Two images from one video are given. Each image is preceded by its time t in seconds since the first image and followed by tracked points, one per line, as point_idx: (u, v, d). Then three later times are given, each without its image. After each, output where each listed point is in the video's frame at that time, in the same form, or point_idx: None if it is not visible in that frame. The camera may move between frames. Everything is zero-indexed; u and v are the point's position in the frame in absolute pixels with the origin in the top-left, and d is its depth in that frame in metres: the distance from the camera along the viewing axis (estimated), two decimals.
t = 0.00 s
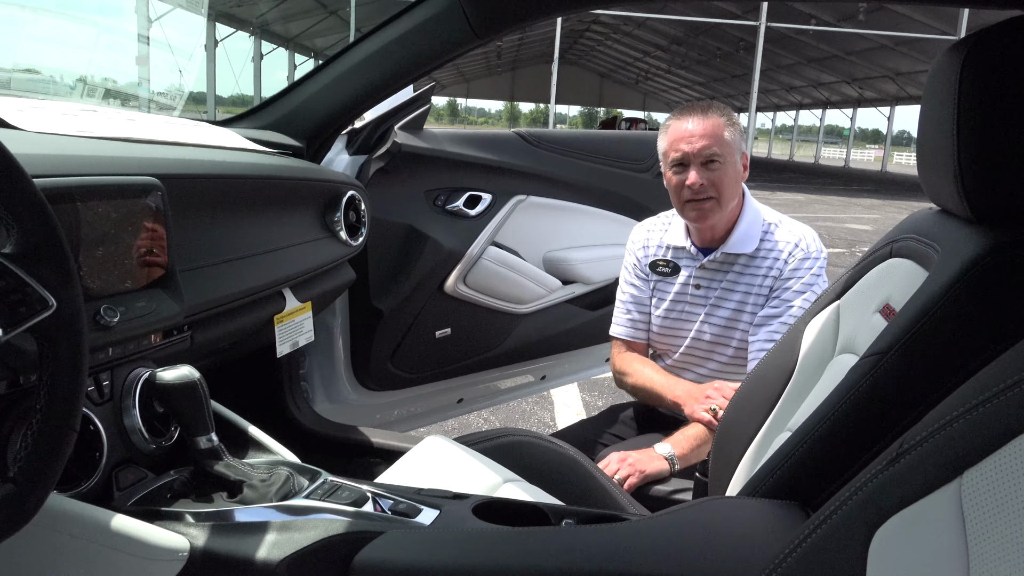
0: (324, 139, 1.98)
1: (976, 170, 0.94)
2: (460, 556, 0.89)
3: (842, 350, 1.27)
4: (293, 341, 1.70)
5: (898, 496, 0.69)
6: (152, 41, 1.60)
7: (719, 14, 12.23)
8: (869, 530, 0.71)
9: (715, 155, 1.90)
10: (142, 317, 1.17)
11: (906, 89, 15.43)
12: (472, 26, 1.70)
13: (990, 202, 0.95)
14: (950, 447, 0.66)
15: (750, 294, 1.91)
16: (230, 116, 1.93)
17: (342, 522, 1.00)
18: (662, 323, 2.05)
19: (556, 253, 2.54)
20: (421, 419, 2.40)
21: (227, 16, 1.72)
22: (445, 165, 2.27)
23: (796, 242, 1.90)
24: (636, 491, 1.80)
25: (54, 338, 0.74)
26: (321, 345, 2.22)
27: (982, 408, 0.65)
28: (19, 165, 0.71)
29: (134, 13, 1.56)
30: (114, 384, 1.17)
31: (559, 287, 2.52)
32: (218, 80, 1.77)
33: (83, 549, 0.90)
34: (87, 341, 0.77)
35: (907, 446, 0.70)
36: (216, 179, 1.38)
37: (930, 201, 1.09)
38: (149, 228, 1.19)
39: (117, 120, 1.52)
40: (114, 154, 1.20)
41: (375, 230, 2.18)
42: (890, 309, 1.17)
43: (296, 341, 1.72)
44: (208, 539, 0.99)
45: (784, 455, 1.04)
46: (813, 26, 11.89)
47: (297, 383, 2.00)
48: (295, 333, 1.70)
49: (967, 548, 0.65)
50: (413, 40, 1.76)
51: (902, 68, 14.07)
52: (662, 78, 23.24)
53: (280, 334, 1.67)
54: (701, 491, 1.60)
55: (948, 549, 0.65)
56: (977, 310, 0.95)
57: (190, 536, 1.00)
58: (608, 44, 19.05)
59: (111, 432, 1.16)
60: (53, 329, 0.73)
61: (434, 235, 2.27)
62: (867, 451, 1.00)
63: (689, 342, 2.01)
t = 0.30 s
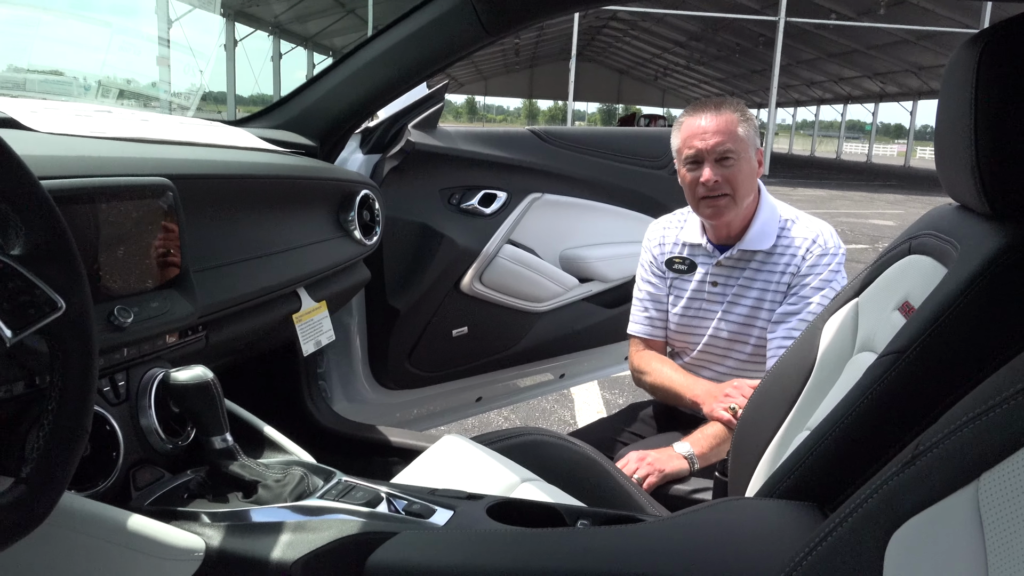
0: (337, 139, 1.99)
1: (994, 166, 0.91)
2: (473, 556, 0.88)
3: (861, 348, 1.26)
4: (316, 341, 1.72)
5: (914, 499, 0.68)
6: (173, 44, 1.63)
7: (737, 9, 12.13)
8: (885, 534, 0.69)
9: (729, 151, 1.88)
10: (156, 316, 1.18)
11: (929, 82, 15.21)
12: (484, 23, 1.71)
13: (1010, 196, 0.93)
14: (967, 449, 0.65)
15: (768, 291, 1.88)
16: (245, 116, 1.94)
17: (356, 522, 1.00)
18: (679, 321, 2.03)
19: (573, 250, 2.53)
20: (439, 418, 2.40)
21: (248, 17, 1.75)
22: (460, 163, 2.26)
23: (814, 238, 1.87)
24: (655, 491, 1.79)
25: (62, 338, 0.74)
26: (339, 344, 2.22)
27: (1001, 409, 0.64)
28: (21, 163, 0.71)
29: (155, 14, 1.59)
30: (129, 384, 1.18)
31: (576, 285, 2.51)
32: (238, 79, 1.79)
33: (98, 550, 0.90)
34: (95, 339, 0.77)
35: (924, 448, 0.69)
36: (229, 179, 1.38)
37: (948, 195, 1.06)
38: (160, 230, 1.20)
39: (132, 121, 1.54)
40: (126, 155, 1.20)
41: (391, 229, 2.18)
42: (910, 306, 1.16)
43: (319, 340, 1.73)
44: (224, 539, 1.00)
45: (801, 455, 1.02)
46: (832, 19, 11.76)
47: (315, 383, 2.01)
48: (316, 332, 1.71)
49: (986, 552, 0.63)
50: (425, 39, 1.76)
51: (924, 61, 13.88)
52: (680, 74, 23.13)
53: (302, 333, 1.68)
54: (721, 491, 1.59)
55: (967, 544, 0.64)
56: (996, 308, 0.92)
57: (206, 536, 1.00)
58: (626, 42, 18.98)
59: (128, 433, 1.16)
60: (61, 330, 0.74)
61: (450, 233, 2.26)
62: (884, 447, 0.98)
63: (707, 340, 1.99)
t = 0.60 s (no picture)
0: (409, 133, 2.02)
1: None
2: (541, 541, 0.87)
3: (951, 339, 1.14)
4: (381, 331, 1.73)
5: (1005, 489, 0.63)
6: (253, 45, 1.67)
7: None
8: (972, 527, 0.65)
9: (807, 138, 1.79)
10: (235, 303, 1.21)
11: None
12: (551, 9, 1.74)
13: None
14: None
15: (850, 281, 1.80)
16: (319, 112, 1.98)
17: (426, 506, 1.00)
18: (757, 313, 1.97)
19: (646, 242, 2.48)
20: (512, 411, 2.40)
21: (327, 23, 1.77)
22: (531, 155, 2.25)
23: (899, 226, 1.78)
24: (731, 486, 1.74)
25: (143, 317, 0.77)
26: (412, 336, 2.25)
27: None
28: (103, 147, 0.75)
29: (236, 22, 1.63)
30: (210, 369, 1.22)
31: (650, 277, 2.47)
32: (316, 83, 1.85)
33: (172, 523, 0.95)
34: (175, 322, 0.79)
35: (1015, 436, 0.64)
36: (304, 172, 1.41)
37: None
38: (237, 219, 1.23)
39: (212, 117, 1.60)
40: (205, 149, 1.25)
41: (462, 222, 2.19)
42: (1002, 294, 1.02)
43: (384, 330, 1.75)
44: (298, 518, 1.01)
45: (884, 448, 0.88)
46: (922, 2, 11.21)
47: (389, 373, 2.04)
48: (383, 322, 1.73)
49: None
50: (495, 29, 1.80)
51: None
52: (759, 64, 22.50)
53: (369, 324, 1.69)
54: (800, 486, 1.53)
55: None
56: None
57: (280, 515, 1.02)
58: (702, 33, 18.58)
59: (208, 416, 1.21)
60: (142, 311, 0.76)
61: (522, 225, 2.25)
62: (978, 437, 0.80)
63: (785, 332, 1.92)
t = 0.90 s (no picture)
0: (453, 126, 2.02)
1: None
2: (577, 539, 0.85)
3: (1006, 341, 1.05)
4: (425, 324, 1.72)
5: None
6: (305, 40, 1.71)
7: None
8: None
9: (861, 135, 1.72)
10: (276, 293, 1.22)
11: None
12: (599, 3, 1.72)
13: None
14: None
15: (902, 281, 1.74)
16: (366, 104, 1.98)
17: (460, 501, 0.99)
18: (802, 312, 1.91)
19: (691, 240, 2.43)
20: (550, 408, 2.38)
21: (378, 21, 1.80)
22: (575, 150, 2.23)
23: (955, 224, 1.70)
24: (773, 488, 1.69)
25: (182, 304, 0.77)
26: (452, 330, 2.25)
27: None
28: (150, 135, 0.75)
29: (289, 18, 1.68)
30: (250, 358, 1.22)
31: (694, 275, 2.42)
32: (366, 81, 1.89)
33: (210, 512, 0.96)
34: (215, 311, 0.79)
35: None
36: (346, 163, 1.41)
37: None
38: (282, 210, 1.24)
39: (259, 109, 1.63)
40: (250, 139, 1.25)
41: (505, 216, 2.17)
42: None
43: (428, 325, 1.74)
44: (332, 510, 1.01)
45: (935, 453, 0.82)
46: None
47: (428, 367, 2.04)
48: (426, 315, 1.72)
49: None
50: (540, 23, 1.78)
51: None
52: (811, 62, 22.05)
53: (412, 317, 1.69)
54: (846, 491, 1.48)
55: None
56: None
57: (315, 506, 1.03)
58: (752, 29, 18.25)
59: (248, 405, 1.22)
60: (181, 296, 0.77)
61: (565, 221, 2.23)
62: None
63: (833, 333, 1.86)
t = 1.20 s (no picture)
0: (475, 136, 2.01)
1: None
2: (592, 558, 0.84)
3: None
4: (434, 335, 1.72)
5: None
6: (330, 49, 1.73)
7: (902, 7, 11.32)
8: None
9: (886, 152, 1.69)
10: (294, 301, 1.22)
11: None
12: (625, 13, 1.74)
13: None
14: None
15: (925, 300, 1.70)
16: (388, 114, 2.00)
17: (472, 517, 0.98)
18: (822, 330, 1.88)
19: (711, 255, 2.42)
20: (565, 421, 2.36)
21: (403, 30, 1.83)
22: (596, 163, 2.21)
23: (980, 244, 1.67)
24: (790, 510, 1.66)
25: (198, 312, 0.77)
26: (468, 340, 2.24)
27: None
28: (169, 140, 0.75)
29: (315, 26, 1.69)
30: (265, 365, 1.22)
31: (713, 291, 2.40)
32: (389, 89, 1.91)
33: (224, 523, 0.95)
34: (231, 319, 0.79)
35: None
36: (366, 171, 1.41)
37: None
38: (301, 218, 1.25)
39: (280, 116, 1.63)
40: (271, 146, 1.26)
41: (524, 227, 2.16)
42: None
43: (437, 335, 1.73)
44: (343, 523, 1.00)
45: (957, 483, 0.81)
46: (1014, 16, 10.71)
47: (443, 377, 2.03)
48: (436, 326, 1.72)
49: None
50: (566, 32, 1.79)
51: None
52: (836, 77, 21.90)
53: (424, 327, 1.68)
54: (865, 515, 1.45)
55: None
56: None
57: (326, 519, 1.01)
58: (777, 43, 18.18)
59: (262, 414, 1.21)
60: (198, 304, 0.77)
61: (584, 233, 2.22)
62: None
63: (853, 352, 1.83)
